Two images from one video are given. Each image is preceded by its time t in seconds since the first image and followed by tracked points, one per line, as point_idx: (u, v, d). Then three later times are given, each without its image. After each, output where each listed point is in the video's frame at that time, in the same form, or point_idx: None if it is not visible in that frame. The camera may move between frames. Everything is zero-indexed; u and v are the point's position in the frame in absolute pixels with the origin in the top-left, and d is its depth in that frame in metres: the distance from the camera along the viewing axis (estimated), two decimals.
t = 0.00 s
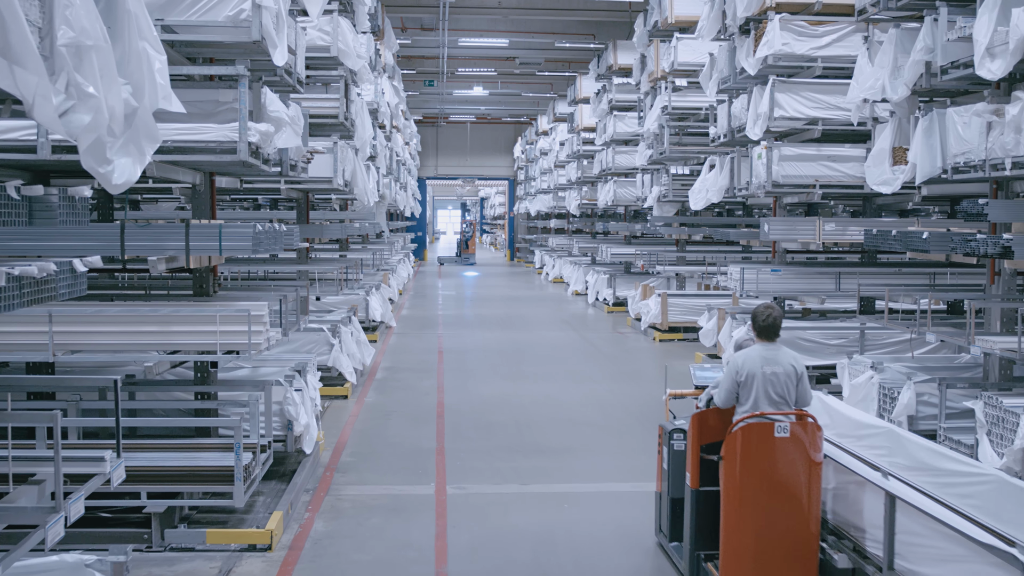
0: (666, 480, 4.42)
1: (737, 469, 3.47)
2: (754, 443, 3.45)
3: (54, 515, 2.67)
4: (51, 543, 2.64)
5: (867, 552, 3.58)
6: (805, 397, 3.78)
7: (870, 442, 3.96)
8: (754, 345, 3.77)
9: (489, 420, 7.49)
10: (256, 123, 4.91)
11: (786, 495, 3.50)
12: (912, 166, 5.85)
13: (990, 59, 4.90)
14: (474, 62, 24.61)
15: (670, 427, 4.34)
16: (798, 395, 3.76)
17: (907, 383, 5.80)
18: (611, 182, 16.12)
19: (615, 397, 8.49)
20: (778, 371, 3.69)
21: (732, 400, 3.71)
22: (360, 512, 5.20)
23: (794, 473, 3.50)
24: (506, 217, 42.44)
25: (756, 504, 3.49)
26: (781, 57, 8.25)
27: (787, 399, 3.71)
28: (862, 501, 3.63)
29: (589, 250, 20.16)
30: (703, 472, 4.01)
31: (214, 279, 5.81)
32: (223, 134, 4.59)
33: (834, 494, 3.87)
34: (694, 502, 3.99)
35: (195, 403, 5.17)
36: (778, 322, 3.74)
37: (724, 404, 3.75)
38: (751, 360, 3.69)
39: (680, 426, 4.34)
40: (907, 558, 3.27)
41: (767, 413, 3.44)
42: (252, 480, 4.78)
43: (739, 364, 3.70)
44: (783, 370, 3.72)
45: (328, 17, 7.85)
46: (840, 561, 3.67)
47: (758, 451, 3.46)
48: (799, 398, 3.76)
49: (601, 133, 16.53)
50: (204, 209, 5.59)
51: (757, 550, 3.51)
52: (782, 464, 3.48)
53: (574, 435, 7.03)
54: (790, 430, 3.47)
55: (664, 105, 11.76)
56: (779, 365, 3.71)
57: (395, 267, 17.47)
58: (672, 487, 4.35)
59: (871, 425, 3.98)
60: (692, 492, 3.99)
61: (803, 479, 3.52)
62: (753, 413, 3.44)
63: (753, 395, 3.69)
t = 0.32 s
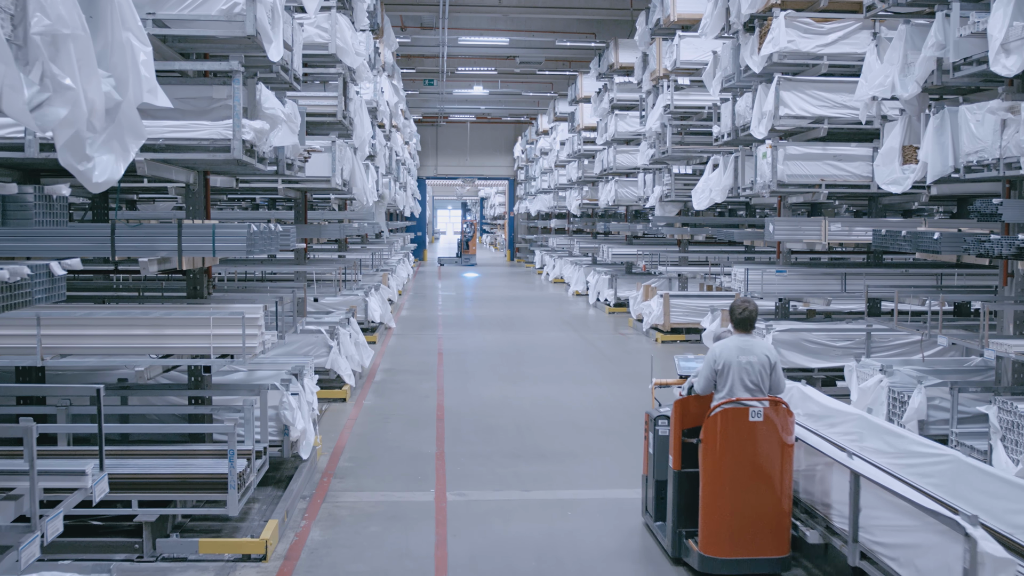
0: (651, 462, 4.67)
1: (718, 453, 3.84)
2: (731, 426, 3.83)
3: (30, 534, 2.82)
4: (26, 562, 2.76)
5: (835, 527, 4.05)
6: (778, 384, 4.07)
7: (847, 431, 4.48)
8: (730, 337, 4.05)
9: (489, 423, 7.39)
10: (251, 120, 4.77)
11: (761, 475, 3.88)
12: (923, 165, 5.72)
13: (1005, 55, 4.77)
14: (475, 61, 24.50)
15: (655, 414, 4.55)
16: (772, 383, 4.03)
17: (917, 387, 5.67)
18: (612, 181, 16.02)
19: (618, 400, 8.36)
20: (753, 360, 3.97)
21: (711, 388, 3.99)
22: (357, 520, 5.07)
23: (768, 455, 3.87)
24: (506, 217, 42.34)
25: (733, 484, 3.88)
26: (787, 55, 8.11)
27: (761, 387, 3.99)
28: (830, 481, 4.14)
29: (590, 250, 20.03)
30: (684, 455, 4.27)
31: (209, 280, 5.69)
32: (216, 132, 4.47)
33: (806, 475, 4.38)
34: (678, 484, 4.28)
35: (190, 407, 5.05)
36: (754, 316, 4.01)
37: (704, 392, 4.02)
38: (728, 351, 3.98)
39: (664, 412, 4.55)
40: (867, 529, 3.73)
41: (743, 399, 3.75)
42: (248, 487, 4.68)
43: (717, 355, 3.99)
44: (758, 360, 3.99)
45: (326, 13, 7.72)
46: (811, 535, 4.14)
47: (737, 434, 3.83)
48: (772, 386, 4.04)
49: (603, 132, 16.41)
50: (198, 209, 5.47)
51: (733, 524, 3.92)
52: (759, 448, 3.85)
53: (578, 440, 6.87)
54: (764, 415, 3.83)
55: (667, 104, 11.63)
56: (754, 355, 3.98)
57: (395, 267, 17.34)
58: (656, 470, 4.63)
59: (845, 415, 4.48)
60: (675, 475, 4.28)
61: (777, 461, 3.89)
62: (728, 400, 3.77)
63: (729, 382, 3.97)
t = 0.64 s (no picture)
0: (639, 448, 4.90)
1: (697, 437, 4.08)
2: (708, 415, 4.06)
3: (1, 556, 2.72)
4: None
5: (807, 507, 4.36)
6: (755, 372, 4.44)
7: (824, 418, 4.87)
8: (711, 328, 4.41)
9: (490, 426, 7.28)
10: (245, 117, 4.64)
11: (738, 458, 4.11)
12: (934, 164, 5.60)
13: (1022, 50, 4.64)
14: (475, 60, 24.38)
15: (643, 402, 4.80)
16: (748, 370, 4.41)
17: (929, 391, 5.53)
18: (613, 181, 15.90)
19: (620, 403, 8.25)
20: (732, 350, 4.32)
21: (693, 375, 4.32)
22: (355, 528, 4.94)
23: (746, 439, 4.10)
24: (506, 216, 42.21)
25: (713, 466, 4.12)
26: (792, 53, 7.98)
27: (738, 373, 4.35)
28: (800, 463, 4.46)
29: (591, 251, 19.88)
30: (669, 440, 4.50)
31: (204, 281, 5.57)
32: (209, 128, 4.34)
33: (780, 458, 4.70)
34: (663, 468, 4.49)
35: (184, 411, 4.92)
36: (731, 311, 4.46)
37: (687, 380, 4.34)
38: (709, 341, 4.32)
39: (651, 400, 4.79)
40: (835, 507, 4.03)
41: (719, 384, 4.04)
42: (242, 496, 4.52)
43: (699, 345, 4.32)
44: (736, 349, 4.35)
45: (325, 10, 7.59)
46: (787, 514, 4.42)
47: (715, 420, 4.07)
48: (749, 373, 4.41)
49: (603, 131, 16.29)
50: (192, 209, 5.33)
51: (712, 504, 4.16)
52: (737, 432, 4.09)
53: (580, 446, 6.70)
54: (742, 401, 4.07)
55: (669, 103, 11.51)
56: (733, 345, 4.33)
57: (395, 268, 17.20)
58: (643, 456, 4.85)
59: (825, 405, 4.87)
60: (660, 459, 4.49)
61: (754, 445, 4.12)
62: (707, 386, 4.06)
63: (711, 370, 4.31)
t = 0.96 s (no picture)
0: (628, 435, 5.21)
1: (679, 423, 4.40)
2: (690, 402, 4.39)
3: None
4: None
5: (782, 489, 4.69)
6: (735, 362, 4.68)
7: (801, 405, 5.07)
8: (693, 322, 4.64)
9: (492, 429, 7.18)
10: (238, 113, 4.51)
11: (718, 443, 4.43)
12: (945, 163, 5.47)
13: None
14: (475, 59, 24.22)
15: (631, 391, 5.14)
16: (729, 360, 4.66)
17: (941, 395, 5.40)
18: (614, 181, 15.77)
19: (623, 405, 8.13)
20: (713, 342, 4.57)
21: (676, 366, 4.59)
22: (353, 535, 4.82)
23: (725, 425, 4.41)
24: (506, 216, 42.19)
25: (696, 451, 4.43)
26: (798, 50, 7.84)
27: (719, 364, 4.60)
28: (776, 449, 4.82)
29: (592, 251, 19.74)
30: (655, 427, 4.82)
31: (198, 283, 5.45)
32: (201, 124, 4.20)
33: (760, 445, 5.05)
34: (650, 453, 4.86)
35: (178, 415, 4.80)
36: (713, 303, 4.62)
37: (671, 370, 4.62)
38: (691, 334, 4.57)
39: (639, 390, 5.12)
40: (807, 486, 4.37)
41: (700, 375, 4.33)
42: (237, 505, 4.38)
43: (682, 338, 4.59)
44: (717, 341, 4.59)
45: (323, 6, 7.46)
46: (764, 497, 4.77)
47: (696, 407, 4.39)
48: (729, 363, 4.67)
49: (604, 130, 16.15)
50: (186, 209, 5.21)
51: (694, 486, 4.48)
52: (717, 419, 4.40)
53: (584, 451, 6.57)
54: (721, 389, 4.38)
55: (671, 101, 11.36)
56: (713, 337, 4.58)
57: (394, 268, 17.08)
58: (632, 442, 5.16)
59: (801, 392, 5.09)
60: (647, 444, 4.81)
61: (733, 431, 4.43)
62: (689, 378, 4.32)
63: (693, 361, 4.57)
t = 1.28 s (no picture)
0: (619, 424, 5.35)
1: (665, 410, 4.54)
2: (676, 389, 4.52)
3: None
4: None
5: (761, 474, 4.84)
6: (720, 355, 4.76)
7: (783, 396, 5.24)
8: (678, 316, 4.73)
9: (492, 432, 7.07)
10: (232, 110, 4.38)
11: (702, 430, 4.57)
12: (956, 162, 5.35)
13: None
14: (475, 59, 24.06)
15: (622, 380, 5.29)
16: (713, 352, 4.73)
17: (954, 399, 5.26)
18: (615, 180, 15.64)
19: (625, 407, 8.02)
20: (697, 335, 4.65)
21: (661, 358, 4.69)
22: (350, 544, 4.70)
23: (709, 412, 4.55)
24: (506, 216, 42.08)
25: (682, 437, 4.58)
26: (804, 47, 7.71)
27: (704, 356, 4.68)
28: (756, 437, 4.97)
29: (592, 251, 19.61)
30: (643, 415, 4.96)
31: (191, 285, 5.32)
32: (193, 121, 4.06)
33: (744, 433, 5.18)
34: (638, 440, 4.99)
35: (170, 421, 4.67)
36: (697, 299, 4.75)
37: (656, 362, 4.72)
38: (675, 327, 4.66)
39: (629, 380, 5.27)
40: (784, 472, 4.49)
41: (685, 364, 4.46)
42: (231, 513, 4.25)
43: (666, 331, 4.69)
44: (701, 334, 4.67)
45: (320, 2, 7.33)
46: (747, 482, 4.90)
47: (682, 395, 4.52)
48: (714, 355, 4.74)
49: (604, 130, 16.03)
50: (179, 209, 5.06)
51: (679, 471, 4.62)
52: (702, 407, 4.53)
53: (587, 454, 6.45)
54: (705, 379, 4.50)
55: (674, 100, 11.21)
56: (697, 330, 4.66)
57: (394, 268, 16.93)
58: (622, 430, 5.30)
59: (783, 383, 5.22)
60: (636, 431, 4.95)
61: (717, 420, 4.56)
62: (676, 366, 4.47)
63: (678, 354, 4.66)
